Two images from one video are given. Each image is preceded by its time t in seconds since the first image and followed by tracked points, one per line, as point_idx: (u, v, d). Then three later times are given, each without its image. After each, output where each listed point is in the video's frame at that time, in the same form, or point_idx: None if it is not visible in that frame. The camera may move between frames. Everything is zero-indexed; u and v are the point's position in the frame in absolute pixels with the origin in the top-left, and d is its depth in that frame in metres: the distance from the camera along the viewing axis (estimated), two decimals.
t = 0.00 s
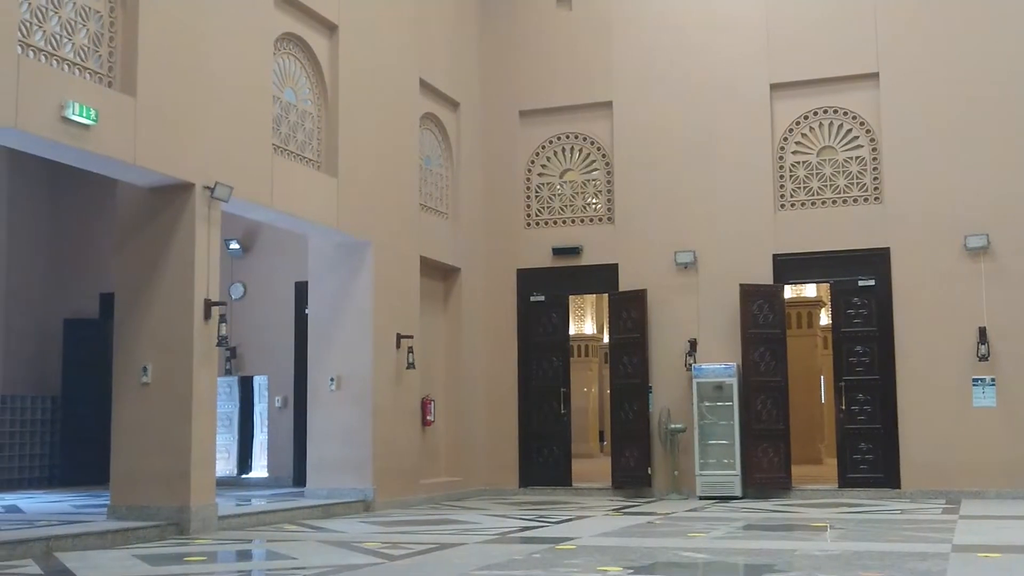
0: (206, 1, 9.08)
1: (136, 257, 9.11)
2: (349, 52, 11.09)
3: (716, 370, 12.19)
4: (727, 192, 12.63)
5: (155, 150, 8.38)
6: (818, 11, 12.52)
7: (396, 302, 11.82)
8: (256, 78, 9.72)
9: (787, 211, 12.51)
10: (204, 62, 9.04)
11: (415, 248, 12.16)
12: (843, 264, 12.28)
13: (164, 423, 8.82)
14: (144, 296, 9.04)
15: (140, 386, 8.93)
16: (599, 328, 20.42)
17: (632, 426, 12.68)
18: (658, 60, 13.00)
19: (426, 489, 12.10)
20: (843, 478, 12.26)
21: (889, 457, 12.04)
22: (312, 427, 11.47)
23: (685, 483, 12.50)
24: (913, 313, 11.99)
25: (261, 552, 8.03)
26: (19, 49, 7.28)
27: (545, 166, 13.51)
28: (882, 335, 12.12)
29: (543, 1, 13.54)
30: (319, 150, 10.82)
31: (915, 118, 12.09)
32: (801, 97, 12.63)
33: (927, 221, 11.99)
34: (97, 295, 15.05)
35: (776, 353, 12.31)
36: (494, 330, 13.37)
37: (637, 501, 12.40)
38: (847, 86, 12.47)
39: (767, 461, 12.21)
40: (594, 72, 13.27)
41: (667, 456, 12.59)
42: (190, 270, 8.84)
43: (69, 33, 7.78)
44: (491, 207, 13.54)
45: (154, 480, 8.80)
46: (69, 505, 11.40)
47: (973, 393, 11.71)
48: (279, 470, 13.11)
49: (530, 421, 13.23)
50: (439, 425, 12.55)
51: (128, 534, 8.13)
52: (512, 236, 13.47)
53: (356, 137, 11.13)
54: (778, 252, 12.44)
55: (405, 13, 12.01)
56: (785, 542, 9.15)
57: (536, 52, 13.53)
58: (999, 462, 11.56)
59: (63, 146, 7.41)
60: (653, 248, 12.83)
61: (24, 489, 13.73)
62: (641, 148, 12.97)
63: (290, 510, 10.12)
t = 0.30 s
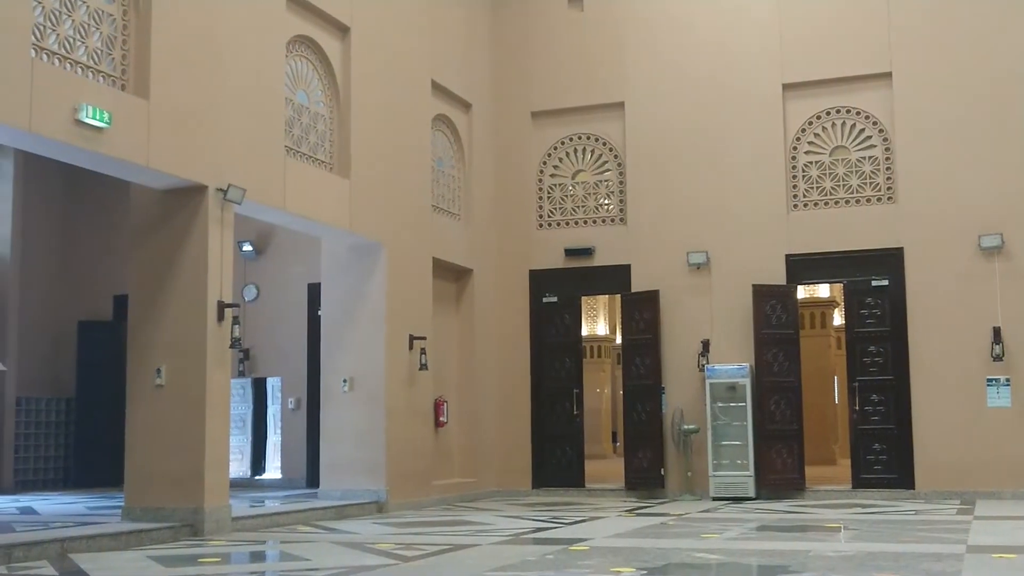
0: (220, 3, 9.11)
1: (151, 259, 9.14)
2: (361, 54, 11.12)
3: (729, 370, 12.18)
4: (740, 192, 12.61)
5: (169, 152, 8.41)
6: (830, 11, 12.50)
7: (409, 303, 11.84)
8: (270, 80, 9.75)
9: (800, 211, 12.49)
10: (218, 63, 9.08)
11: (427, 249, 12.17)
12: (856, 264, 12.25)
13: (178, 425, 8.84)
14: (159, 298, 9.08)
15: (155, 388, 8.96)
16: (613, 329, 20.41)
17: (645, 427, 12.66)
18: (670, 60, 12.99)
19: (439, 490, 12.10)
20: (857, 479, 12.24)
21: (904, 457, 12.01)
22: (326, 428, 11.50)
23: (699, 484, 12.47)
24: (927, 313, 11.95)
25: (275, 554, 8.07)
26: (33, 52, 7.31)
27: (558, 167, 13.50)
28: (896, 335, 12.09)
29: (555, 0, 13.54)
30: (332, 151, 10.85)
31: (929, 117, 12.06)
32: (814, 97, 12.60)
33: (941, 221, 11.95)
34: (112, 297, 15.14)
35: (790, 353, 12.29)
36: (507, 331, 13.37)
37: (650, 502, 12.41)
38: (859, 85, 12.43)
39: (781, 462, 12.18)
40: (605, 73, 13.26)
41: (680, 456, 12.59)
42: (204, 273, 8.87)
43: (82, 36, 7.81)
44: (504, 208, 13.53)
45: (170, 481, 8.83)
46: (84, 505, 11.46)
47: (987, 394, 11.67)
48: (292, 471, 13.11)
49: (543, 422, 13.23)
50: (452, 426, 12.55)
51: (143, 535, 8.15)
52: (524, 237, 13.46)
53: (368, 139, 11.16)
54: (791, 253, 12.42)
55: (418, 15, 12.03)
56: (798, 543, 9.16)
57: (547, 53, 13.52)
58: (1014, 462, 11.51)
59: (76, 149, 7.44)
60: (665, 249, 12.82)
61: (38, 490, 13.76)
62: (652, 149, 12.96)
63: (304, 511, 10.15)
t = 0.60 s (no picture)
0: (222, 4, 9.12)
1: (154, 261, 9.15)
2: (363, 54, 11.13)
3: (732, 371, 12.19)
4: (742, 192, 12.61)
5: (172, 154, 8.43)
6: (831, 11, 12.49)
7: (412, 304, 11.84)
8: (273, 81, 9.76)
9: (802, 212, 12.48)
10: (220, 64, 9.09)
11: (429, 250, 12.17)
12: (859, 264, 12.23)
13: (181, 426, 8.84)
14: (162, 299, 9.08)
15: (158, 390, 8.96)
16: (616, 330, 20.39)
17: (647, 428, 12.65)
18: (671, 61, 12.98)
19: (442, 491, 12.10)
20: (860, 479, 12.23)
21: (907, 458, 12.01)
22: (329, 429, 11.51)
23: (702, 484, 12.46)
24: (929, 313, 11.94)
25: (279, 555, 8.08)
26: (35, 54, 7.32)
27: (560, 168, 13.49)
28: (899, 335, 12.08)
29: (557, 0, 13.53)
30: (334, 152, 10.86)
31: (931, 117, 12.05)
32: (817, 97, 12.59)
33: (943, 220, 11.94)
34: (115, 299, 15.14)
35: (792, 353, 12.28)
36: (510, 331, 13.36)
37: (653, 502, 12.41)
38: (861, 86, 12.43)
39: (784, 463, 12.17)
40: (607, 73, 13.25)
41: (683, 457, 12.58)
42: (206, 274, 8.87)
43: (85, 38, 7.81)
44: (506, 210, 13.52)
45: (173, 483, 8.84)
46: (87, 506, 11.49)
47: (990, 394, 11.66)
48: (296, 472, 13.11)
49: (546, 423, 13.23)
50: (455, 427, 12.55)
51: (147, 536, 8.15)
52: (526, 237, 13.45)
53: (371, 139, 11.17)
54: (794, 253, 12.41)
55: (419, 16, 12.03)
56: (801, 544, 9.17)
57: (549, 53, 13.51)
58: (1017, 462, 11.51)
59: (78, 151, 7.45)
60: (667, 249, 12.81)
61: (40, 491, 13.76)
62: (654, 149, 12.95)
63: (307, 513, 10.16)
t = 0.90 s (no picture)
0: (218, 5, 9.12)
1: (150, 262, 9.14)
2: (359, 55, 11.13)
3: (728, 371, 12.20)
4: (738, 192, 12.61)
5: (168, 154, 8.42)
6: (827, 11, 12.51)
7: (408, 304, 11.85)
8: (268, 82, 9.76)
9: (798, 212, 12.49)
10: (216, 64, 9.08)
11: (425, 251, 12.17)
12: (855, 264, 12.25)
13: (177, 428, 8.84)
14: (157, 301, 9.08)
15: (153, 391, 8.96)
16: (612, 330, 20.40)
17: (644, 428, 12.65)
18: (666, 61, 13.00)
19: (438, 491, 12.10)
20: (856, 479, 12.24)
21: (903, 457, 12.02)
22: (325, 430, 11.51)
23: (698, 485, 12.46)
24: (925, 313, 11.97)
25: (275, 556, 8.08)
26: (30, 55, 7.30)
27: (556, 168, 13.50)
28: (895, 335, 12.10)
29: (553, 1, 13.54)
30: (330, 153, 10.85)
31: (927, 117, 12.07)
32: (813, 97, 12.60)
33: (939, 220, 11.96)
34: (110, 300, 15.12)
35: (788, 353, 12.29)
36: (506, 332, 13.36)
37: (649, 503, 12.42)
38: (856, 86, 12.45)
39: (780, 463, 12.18)
40: (604, 74, 13.26)
41: (679, 457, 12.58)
42: (202, 275, 8.87)
43: (80, 38, 7.80)
44: (502, 210, 13.53)
45: (169, 484, 8.83)
46: (82, 507, 11.48)
47: (986, 393, 11.69)
48: (292, 473, 13.09)
49: (542, 423, 13.24)
50: (451, 427, 12.55)
51: (143, 537, 8.15)
52: (523, 238, 13.46)
53: (367, 140, 11.17)
54: (790, 253, 12.42)
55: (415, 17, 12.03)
56: (797, 543, 9.19)
57: (545, 54, 13.52)
58: (1013, 462, 11.53)
59: (73, 152, 7.44)
60: (663, 249, 12.82)
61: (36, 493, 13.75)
62: (650, 149, 12.96)
63: (303, 514, 10.16)
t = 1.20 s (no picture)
0: (207, 5, 9.10)
1: (139, 262, 9.12)
2: (349, 54, 11.11)
3: (717, 371, 12.21)
4: (728, 192, 12.63)
5: (157, 154, 8.41)
6: (816, 11, 12.53)
7: (398, 305, 11.84)
8: (258, 81, 9.74)
9: (787, 212, 12.51)
10: (206, 64, 9.06)
11: (415, 251, 12.16)
12: (844, 264, 12.27)
13: (166, 428, 8.81)
14: (146, 301, 9.05)
15: (142, 392, 8.93)
16: (602, 330, 20.40)
17: (634, 428, 12.65)
18: (657, 61, 13.01)
19: (428, 492, 12.09)
20: (846, 479, 12.26)
21: (892, 457, 12.05)
22: (316, 430, 11.49)
23: (688, 484, 12.47)
24: (914, 313, 12.00)
25: (265, 556, 8.07)
26: (19, 54, 7.28)
27: (546, 168, 13.50)
28: (884, 335, 12.13)
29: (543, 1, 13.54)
30: (319, 153, 10.84)
31: (916, 117, 12.10)
32: (803, 97, 12.63)
33: (928, 220, 12.00)
34: (99, 301, 15.06)
35: (778, 353, 12.31)
36: (496, 332, 13.36)
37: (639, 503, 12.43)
38: (846, 87, 12.48)
39: (770, 463, 12.19)
40: (594, 74, 13.26)
41: (669, 457, 12.59)
42: (192, 275, 8.85)
43: (69, 38, 7.78)
44: (492, 210, 13.52)
45: (158, 485, 8.80)
46: (71, 508, 11.44)
47: (975, 393, 11.73)
48: (281, 474, 13.06)
49: (533, 424, 13.22)
50: (441, 428, 12.54)
51: (133, 538, 8.13)
52: (513, 238, 13.46)
53: (356, 140, 11.16)
54: (780, 253, 12.44)
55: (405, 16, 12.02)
56: (786, 543, 9.21)
57: (536, 54, 13.52)
58: (1002, 462, 11.57)
59: (62, 152, 7.42)
60: (654, 249, 12.83)
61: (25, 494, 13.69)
62: (640, 150, 12.97)
63: (293, 515, 10.15)
